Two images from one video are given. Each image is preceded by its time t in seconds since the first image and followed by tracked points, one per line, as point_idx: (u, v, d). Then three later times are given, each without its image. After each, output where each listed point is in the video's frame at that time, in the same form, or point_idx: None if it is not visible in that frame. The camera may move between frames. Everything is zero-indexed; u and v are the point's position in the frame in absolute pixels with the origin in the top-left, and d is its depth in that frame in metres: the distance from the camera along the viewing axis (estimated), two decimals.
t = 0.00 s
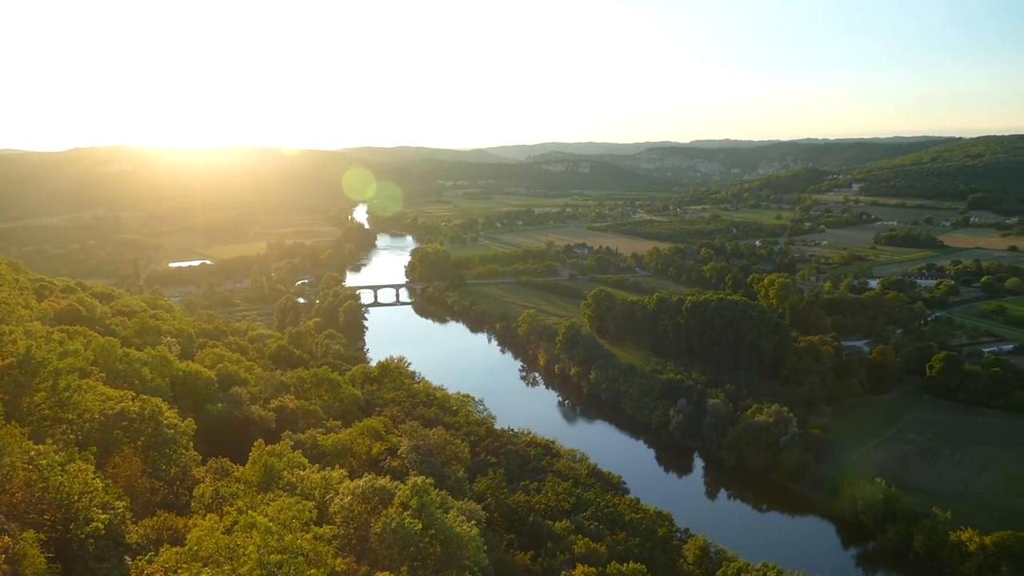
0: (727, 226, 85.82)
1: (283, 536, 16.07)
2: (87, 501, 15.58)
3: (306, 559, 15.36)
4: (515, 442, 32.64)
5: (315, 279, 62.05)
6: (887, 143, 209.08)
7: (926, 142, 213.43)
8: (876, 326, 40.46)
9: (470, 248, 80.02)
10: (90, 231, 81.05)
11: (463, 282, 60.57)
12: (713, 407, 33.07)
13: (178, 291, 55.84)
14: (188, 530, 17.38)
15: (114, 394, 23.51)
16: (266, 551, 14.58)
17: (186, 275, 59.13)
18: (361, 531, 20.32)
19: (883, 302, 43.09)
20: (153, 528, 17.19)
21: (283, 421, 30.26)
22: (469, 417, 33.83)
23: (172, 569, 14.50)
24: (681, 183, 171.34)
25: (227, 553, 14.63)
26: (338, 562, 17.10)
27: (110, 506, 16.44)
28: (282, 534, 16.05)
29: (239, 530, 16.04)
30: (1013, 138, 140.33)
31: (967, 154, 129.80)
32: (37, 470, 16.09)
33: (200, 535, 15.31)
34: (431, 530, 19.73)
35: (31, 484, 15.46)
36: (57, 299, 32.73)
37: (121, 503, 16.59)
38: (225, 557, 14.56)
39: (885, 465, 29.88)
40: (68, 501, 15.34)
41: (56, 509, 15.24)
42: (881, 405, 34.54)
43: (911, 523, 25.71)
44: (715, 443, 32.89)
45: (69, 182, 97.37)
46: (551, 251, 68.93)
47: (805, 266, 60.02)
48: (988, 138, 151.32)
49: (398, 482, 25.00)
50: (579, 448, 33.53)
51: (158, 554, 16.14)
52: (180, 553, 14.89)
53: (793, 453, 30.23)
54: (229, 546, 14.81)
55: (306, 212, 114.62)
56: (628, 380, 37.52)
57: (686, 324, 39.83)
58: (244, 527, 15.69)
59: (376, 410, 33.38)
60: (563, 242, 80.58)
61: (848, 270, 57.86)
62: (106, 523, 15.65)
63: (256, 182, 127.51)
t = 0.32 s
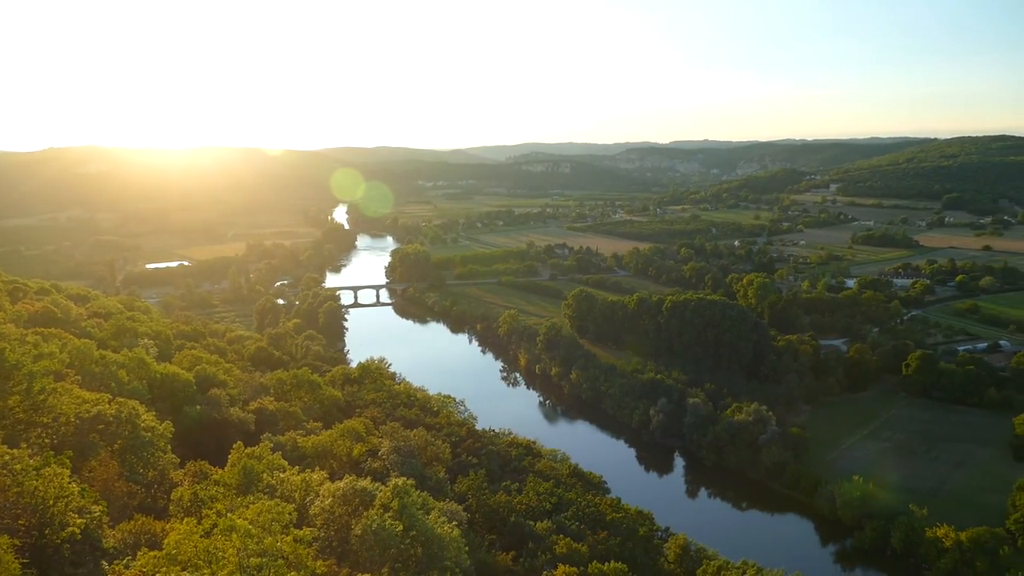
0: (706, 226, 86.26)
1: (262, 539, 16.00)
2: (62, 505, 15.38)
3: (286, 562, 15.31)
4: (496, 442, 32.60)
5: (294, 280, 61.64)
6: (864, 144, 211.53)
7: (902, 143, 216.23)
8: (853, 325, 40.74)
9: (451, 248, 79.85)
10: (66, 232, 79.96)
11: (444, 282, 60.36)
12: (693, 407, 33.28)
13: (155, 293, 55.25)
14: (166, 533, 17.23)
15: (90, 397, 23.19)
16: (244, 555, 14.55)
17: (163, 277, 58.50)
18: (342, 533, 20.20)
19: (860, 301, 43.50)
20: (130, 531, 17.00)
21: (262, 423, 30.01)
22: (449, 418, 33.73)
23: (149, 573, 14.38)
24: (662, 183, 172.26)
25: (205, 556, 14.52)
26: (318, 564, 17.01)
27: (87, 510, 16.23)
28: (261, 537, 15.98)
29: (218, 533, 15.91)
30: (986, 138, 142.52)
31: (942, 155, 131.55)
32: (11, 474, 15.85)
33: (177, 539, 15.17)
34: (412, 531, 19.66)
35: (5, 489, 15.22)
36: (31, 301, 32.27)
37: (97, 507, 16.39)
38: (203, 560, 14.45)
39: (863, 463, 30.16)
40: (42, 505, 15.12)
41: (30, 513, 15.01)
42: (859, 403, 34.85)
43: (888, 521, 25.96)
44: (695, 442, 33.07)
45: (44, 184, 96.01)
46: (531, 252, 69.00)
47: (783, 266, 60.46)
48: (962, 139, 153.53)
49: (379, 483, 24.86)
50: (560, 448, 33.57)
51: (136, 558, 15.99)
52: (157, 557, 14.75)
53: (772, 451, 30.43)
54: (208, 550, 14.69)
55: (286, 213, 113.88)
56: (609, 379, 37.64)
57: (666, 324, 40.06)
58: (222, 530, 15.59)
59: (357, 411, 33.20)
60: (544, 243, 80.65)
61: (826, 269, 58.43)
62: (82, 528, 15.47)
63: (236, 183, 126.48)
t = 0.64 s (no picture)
0: (686, 227, 86.65)
1: (241, 541, 15.94)
2: (38, 509, 15.15)
3: (267, 564, 15.34)
4: (477, 443, 32.53)
5: (274, 281, 61.19)
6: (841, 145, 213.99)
7: (879, 144, 218.99)
8: (831, 325, 41.02)
9: (432, 249, 79.68)
10: (40, 233, 78.77)
11: (424, 283, 60.14)
12: (674, 406, 33.44)
13: (132, 294, 54.57)
14: (144, 536, 17.02)
15: (66, 399, 22.84)
16: (223, 558, 14.48)
17: (140, 278, 57.85)
18: (322, 535, 20.05)
19: (838, 300, 43.92)
20: (107, 535, 16.76)
21: (241, 425, 29.74)
22: (431, 419, 33.60)
23: None
24: (643, 183, 173.08)
25: (183, 560, 14.41)
26: (298, 566, 16.92)
27: (63, 514, 16.02)
28: (240, 539, 15.94)
29: (196, 537, 15.81)
30: (960, 139, 144.66)
31: (918, 155, 133.31)
32: None
33: (155, 541, 15.04)
34: (394, 532, 19.54)
35: None
36: (5, 303, 31.78)
37: (74, 511, 16.19)
38: (183, 564, 14.32)
39: (841, 461, 30.43)
40: (18, 510, 14.86)
41: (4, 517, 14.70)
42: (837, 402, 35.18)
43: (866, 518, 26.21)
44: (676, 441, 33.22)
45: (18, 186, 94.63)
46: (513, 252, 69.08)
47: (762, 266, 60.88)
48: (936, 140, 155.79)
49: (359, 485, 24.72)
50: (541, 448, 33.59)
51: (113, 562, 15.81)
52: (135, 561, 14.62)
53: (751, 450, 30.65)
54: (186, 554, 14.56)
55: (265, 214, 113.05)
56: (590, 379, 37.72)
57: (646, 324, 40.25)
58: (201, 533, 15.48)
59: (338, 412, 33.03)
60: (525, 243, 80.69)
61: (805, 269, 59.02)
62: (58, 532, 15.26)
63: (215, 183, 125.38)
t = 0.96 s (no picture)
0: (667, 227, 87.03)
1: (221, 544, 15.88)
2: (13, 514, 15.02)
3: (246, 567, 15.31)
4: (459, 444, 32.47)
5: (254, 282, 60.78)
6: (820, 146, 216.29)
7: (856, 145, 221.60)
8: (811, 324, 41.40)
9: (414, 249, 79.54)
10: (16, 234, 77.75)
11: (407, 284, 59.99)
12: (656, 406, 33.55)
13: (110, 295, 53.99)
14: (122, 540, 16.86)
15: (42, 402, 22.55)
16: (203, 561, 14.38)
17: (118, 279, 57.23)
18: (303, 537, 19.88)
19: (818, 300, 44.29)
20: (85, 539, 16.61)
21: (221, 427, 29.49)
22: (413, 420, 33.50)
23: None
24: (625, 184, 173.73)
25: (162, 563, 14.33)
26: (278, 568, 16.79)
27: (39, 518, 15.91)
28: (220, 542, 15.88)
29: (175, 540, 15.70)
30: (936, 140, 146.60)
31: (896, 156, 134.92)
32: None
33: (134, 545, 14.91)
34: (375, 534, 19.34)
35: None
36: None
37: (50, 515, 16.07)
38: (162, 568, 14.21)
39: (820, 460, 30.66)
40: None
41: None
42: (817, 401, 35.47)
43: (845, 515, 26.41)
44: (658, 441, 33.32)
45: None
46: (495, 253, 69.11)
47: (742, 266, 61.24)
48: (913, 141, 157.85)
49: (340, 486, 24.60)
50: (524, 448, 33.62)
51: (91, 566, 15.70)
52: (113, 565, 14.50)
53: (732, 449, 30.77)
54: (164, 557, 14.44)
55: (246, 215, 112.36)
56: (572, 379, 37.79)
57: (628, 324, 40.43)
58: (180, 536, 15.37)
59: (318, 414, 32.89)
60: (507, 243, 80.73)
61: (785, 269, 59.43)
62: (34, 536, 15.13)
63: (195, 184, 124.36)
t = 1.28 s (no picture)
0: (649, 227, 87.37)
1: (204, 547, 15.85)
2: None
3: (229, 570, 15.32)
4: (443, 445, 32.41)
5: (236, 283, 60.40)
6: (801, 146, 218.12)
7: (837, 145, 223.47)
8: (793, 323, 41.71)
9: (397, 250, 79.38)
10: None
11: (391, 285, 59.83)
12: (639, 405, 33.66)
13: (90, 298, 53.44)
14: (103, 545, 16.68)
15: (21, 407, 22.27)
16: (185, 566, 14.33)
17: (97, 282, 56.68)
18: (287, 540, 19.73)
19: (800, 299, 44.61)
20: (65, 545, 16.48)
21: (203, 430, 29.24)
22: (396, 421, 33.39)
23: None
24: (608, 184, 174.15)
25: (144, 567, 14.30)
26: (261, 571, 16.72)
27: (18, 524, 15.81)
28: (202, 546, 15.86)
29: (157, 545, 15.62)
30: (915, 140, 148.13)
31: (876, 156, 136.18)
32: None
33: (114, 549, 14.83)
34: (359, 535, 19.20)
35: None
36: None
37: (29, 520, 15.99)
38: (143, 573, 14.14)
39: (803, 457, 30.89)
40: None
41: None
42: (799, 400, 35.74)
43: (827, 512, 26.60)
44: (642, 440, 33.44)
45: None
46: (479, 253, 69.09)
47: (724, 266, 61.57)
48: (892, 141, 159.56)
49: (324, 488, 24.49)
50: (508, 449, 33.62)
51: (71, 571, 15.61)
52: (93, 570, 14.43)
53: (716, 447, 30.92)
54: (146, 562, 14.40)
55: (228, 216, 111.58)
56: (556, 379, 37.85)
57: (611, 323, 40.55)
58: (162, 541, 15.32)
59: (301, 416, 32.74)
60: (490, 244, 80.72)
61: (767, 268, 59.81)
62: (13, 542, 15.03)
63: (176, 186, 123.32)
